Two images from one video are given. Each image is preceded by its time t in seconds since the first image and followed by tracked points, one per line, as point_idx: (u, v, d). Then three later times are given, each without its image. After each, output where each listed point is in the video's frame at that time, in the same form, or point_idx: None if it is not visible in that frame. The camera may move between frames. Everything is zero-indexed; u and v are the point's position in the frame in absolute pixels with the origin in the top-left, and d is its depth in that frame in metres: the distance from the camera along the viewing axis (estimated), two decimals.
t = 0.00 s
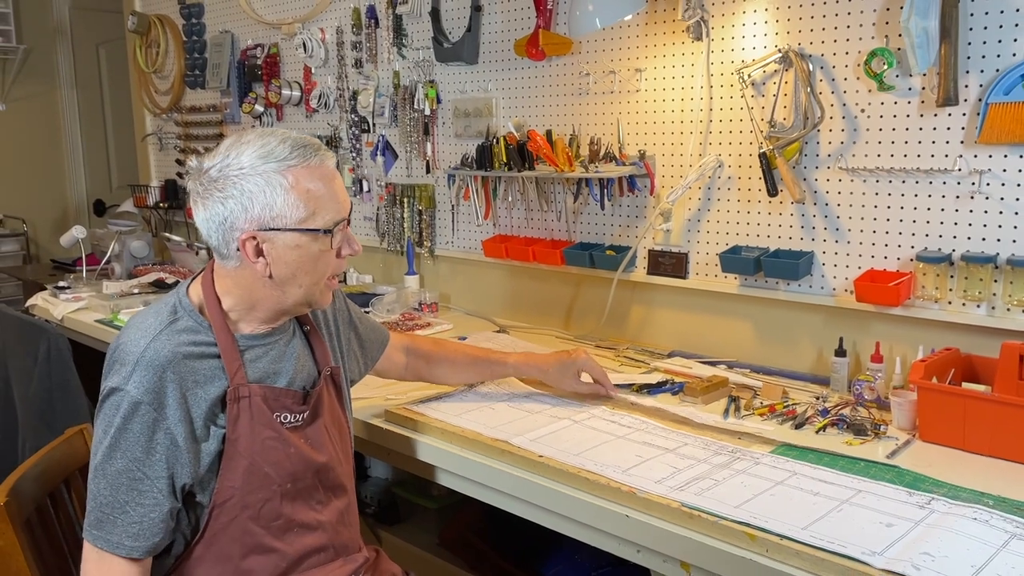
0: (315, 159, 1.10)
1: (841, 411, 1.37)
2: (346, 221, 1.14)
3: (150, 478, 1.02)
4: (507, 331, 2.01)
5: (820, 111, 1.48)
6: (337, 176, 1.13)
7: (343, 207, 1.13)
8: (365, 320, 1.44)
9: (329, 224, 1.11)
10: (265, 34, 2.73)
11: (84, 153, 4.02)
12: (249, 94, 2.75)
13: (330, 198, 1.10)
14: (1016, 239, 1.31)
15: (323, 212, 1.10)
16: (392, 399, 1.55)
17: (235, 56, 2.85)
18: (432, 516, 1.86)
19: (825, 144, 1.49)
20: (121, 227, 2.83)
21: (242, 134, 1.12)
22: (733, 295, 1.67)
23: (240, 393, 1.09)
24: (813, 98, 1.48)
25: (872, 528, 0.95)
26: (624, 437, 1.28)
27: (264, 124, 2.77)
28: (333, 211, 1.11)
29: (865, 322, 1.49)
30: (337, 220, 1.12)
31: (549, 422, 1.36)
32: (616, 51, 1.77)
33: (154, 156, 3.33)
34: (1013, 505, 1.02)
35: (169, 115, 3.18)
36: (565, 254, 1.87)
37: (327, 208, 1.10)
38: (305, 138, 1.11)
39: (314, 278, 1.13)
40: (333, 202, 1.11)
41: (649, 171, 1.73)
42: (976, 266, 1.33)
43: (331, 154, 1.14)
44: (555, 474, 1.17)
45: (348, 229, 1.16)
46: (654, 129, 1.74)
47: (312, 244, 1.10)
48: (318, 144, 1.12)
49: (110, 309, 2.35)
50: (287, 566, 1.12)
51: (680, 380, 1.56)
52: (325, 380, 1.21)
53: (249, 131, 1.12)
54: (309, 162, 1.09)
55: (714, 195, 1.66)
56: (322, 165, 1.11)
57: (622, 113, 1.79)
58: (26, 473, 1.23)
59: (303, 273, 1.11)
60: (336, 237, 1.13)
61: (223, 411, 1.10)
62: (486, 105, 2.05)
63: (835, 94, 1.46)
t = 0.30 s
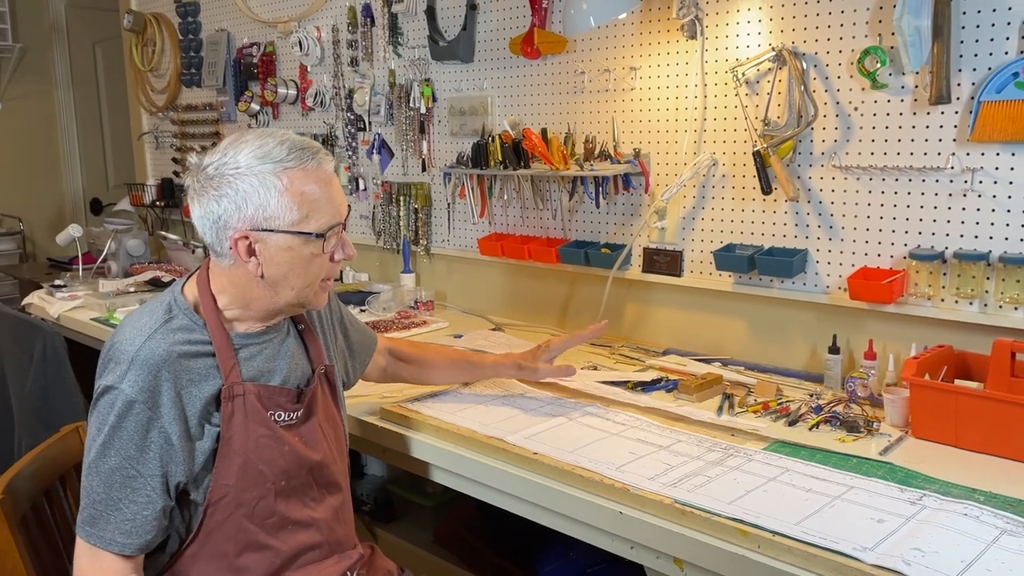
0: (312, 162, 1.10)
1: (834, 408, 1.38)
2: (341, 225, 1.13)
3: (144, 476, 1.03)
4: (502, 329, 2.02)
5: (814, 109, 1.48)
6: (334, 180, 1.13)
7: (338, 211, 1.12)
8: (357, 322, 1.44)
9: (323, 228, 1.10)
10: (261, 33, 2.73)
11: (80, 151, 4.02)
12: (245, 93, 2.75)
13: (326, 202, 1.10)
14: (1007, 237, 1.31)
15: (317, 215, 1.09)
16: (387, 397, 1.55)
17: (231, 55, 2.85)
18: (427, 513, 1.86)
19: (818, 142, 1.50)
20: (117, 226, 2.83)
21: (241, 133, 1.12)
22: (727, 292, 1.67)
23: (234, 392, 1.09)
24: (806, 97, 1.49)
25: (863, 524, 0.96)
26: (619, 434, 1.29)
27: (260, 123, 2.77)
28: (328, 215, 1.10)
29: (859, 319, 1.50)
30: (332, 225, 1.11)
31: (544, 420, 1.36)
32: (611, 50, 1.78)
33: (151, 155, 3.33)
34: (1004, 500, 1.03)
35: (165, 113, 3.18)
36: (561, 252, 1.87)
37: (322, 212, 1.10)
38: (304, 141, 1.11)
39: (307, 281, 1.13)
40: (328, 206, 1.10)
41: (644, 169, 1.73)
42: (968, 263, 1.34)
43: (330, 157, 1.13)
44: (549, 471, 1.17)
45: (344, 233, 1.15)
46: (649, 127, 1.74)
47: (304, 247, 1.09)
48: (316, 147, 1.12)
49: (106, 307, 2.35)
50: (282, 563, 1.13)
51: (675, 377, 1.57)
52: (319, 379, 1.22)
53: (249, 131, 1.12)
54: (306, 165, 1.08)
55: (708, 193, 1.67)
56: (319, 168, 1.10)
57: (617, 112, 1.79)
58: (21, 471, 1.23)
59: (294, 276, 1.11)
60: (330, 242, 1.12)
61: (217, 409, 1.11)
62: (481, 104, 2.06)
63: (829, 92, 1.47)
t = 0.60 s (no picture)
0: (301, 166, 1.09)
1: (825, 406, 1.38)
2: (328, 229, 1.13)
3: (131, 478, 1.03)
4: (495, 327, 2.02)
5: (806, 107, 1.48)
6: (322, 183, 1.13)
7: (326, 215, 1.12)
8: (343, 322, 1.44)
9: (311, 232, 1.10)
10: (254, 30, 2.72)
11: (74, 149, 4.00)
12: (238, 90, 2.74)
13: (313, 206, 1.10)
14: (998, 234, 1.32)
15: (305, 219, 1.09)
16: (379, 395, 1.55)
17: (225, 52, 2.84)
18: (420, 511, 1.86)
19: (810, 140, 1.50)
20: (110, 223, 2.82)
21: (231, 133, 1.11)
22: (719, 290, 1.67)
23: (222, 391, 1.09)
24: (798, 95, 1.49)
25: (851, 522, 0.96)
26: (610, 432, 1.29)
27: (254, 120, 2.76)
28: (315, 220, 1.10)
29: (850, 317, 1.50)
30: (319, 229, 1.11)
31: (535, 417, 1.36)
32: (604, 47, 1.78)
33: (145, 152, 3.32)
34: (992, 498, 1.03)
35: (159, 110, 3.17)
36: (553, 250, 1.87)
37: (310, 216, 1.09)
38: (294, 143, 1.10)
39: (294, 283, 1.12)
40: (316, 210, 1.10)
41: (637, 167, 1.74)
42: (959, 262, 1.34)
43: (319, 160, 1.13)
44: (539, 468, 1.17)
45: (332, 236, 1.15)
46: (641, 125, 1.74)
47: (290, 251, 1.09)
48: (305, 149, 1.11)
49: (98, 304, 2.34)
50: (271, 562, 1.13)
51: (667, 374, 1.57)
52: (307, 378, 1.22)
53: (239, 131, 1.12)
54: (294, 169, 1.08)
55: (701, 191, 1.67)
56: (307, 172, 1.10)
57: (610, 109, 1.79)
58: (11, 467, 1.23)
59: (281, 279, 1.11)
60: (318, 245, 1.12)
61: (204, 410, 1.10)
62: (475, 101, 2.05)
63: (820, 90, 1.47)
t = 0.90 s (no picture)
0: (293, 169, 1.09)
1: (823, 404, 1.38)
2: (322, 232, 1.13)
3: (128, 481, 1.03)
4: (493, 326, 2.02)
5: (804, 106, 1.49)
6: (315, 186, 1.12)
7: (319, 219, 1.12)
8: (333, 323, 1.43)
9: (304, 236, 1.10)
10: (252, 27, 2.72)
11: (72, 146, 3.99)
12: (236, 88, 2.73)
13: (306, 210, 1.09)
14: (996, 234, 1.32)
15: (297, 223, 1.09)
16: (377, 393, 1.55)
17: (223, 49, 2.84)
18: (418, 510, 1.86)
19: (808, 139, 1.50)
20: (108, 221, 2.82)
21: (222, 135, 1.11)
22: (717, 289, 1.67)
23: (216, 394, 1.09)
24: (797, 94, 1.48)
25: (849, 520, 0.97)
26: (608, 430, 1.29)
27: (252, 118, 2.76)
28: (308, 223, 1.10)
29: (848, 315, 1.50)
30: (312, 233, 1.11)
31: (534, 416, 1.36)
32: (602, 46, 1.78)
33: (142, 150, 3.31)
34: (989, 496, 1.04)
35: (156, 108, 3.16)
36: (552, 249, 1.87)
37: (302, 219, 1.09)
38: (285, 146, 1.10)
39: (290, 285, 1.12)
40: (308, 214, 1.10)
41: (635, 166, 1.73)
42: (957, 261, 1.34)
43: (311, 163, 1.12)
44: (537, 467, 1.17)
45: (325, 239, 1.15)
46: (639, 124, 1.74)
47: (283, 255, 1.09)
48: (297, 152, 1.10)
49: (95, 303, 2.34)
50: (268, 563, 1.13)
51: (665, 373, 1.57)
52: (302, 378, 1.22)
53: (232, 132, 1.11)
54: (286, 172, 1.08)
55: (699, 189, 1.67)
56: (299, 175, 1.09)
57: (608, 108, 1.79)
58: (9, 466, 1.22)
59: (275, 283, 1.11)
60: (312, 249, 1.12)
61: (198, 412, 1.11)
62: (473, 100, 2.05)
63: (819, 89, 1.47)
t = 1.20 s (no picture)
0: (277, 167, 1.08)
1: (819, 402, 1.38)
2: (306, 232, 1.12)
3: (139, 478, 1.02)
4: (490, 323, 2.01)
5: (801, 103, 1.48)
6: (302, 184, 1.11)
7: (303, 218, 1.11)
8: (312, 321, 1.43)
9: (287, 235, 1.09)
10: (249, 24, 2.71)
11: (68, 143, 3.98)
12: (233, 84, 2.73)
13: (289, 208, 1.08)
14: (992, 232, 1.32)
15: (280, 222, 1.08)
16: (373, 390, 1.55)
17: (219, 46, 2.83)
18: (415, 507, 1.86)
19: (805, 137, 1.50)
20: (104, 218, 2.81)
21: (210, 131, 1.11)
22: (715, 286, 1.67)
23: (207, 391, 1.10)
24: (794, 92, 1.49)
25: (845, 518, 0.97)
26: (604, 428, 1.29)
27: (249, 115, 2.75)
28: (290, 221, 1.09)
29: (845, 313, 1.50)
30: (294, 232, 1.10)
31: (530, 414, 1.36)
32: (599, 43, 1.77)
33: (139, 147, 3.30)
34: (985, 494, 1.04)
35: (153, 104, 3.16)
36: (549, 246, 1.87)
37: (285, 219, 1.08)
38: (271, 143, 1.09)
39: (272, 283, 1.11)
40: (291, 213, 1.09)
41: (632, 163, 1.74)
42: (953, 259, 1.34)
43: (297, 161, 1.11)
44: (533, 464, 1.17)
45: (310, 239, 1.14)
46: (636, 121, 1.74)
47: (264, 254, 1.08)
48: (284, 150, 1.10)
49: (91, 300, 2.33)
50: (261, 560, 1.13)
51: (661, 370, 1.57)
52: (293, 375, 1.23)
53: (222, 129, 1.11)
54: (269, 170, 1.07)
55: (696, 187, 1.67)
56: (284, 174, 1.08)
57: (604, 106, 1.79)
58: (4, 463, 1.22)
59: (257, 281, 1.10)
60: (295, 249, 1.11)
61: (190, 409, 1.11)
62: (470, 97, 2.05)
63: (816, 87, 1.47)
